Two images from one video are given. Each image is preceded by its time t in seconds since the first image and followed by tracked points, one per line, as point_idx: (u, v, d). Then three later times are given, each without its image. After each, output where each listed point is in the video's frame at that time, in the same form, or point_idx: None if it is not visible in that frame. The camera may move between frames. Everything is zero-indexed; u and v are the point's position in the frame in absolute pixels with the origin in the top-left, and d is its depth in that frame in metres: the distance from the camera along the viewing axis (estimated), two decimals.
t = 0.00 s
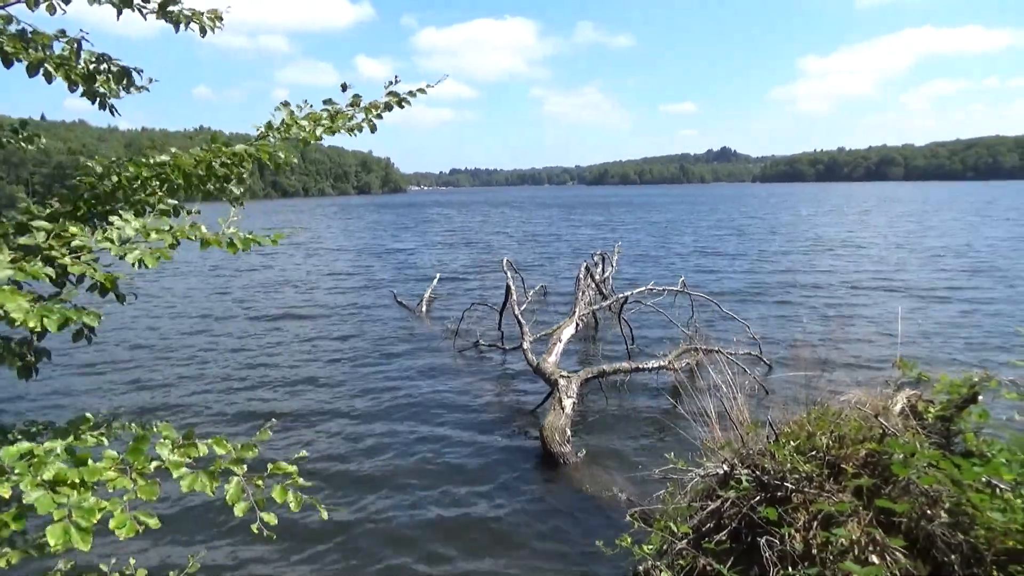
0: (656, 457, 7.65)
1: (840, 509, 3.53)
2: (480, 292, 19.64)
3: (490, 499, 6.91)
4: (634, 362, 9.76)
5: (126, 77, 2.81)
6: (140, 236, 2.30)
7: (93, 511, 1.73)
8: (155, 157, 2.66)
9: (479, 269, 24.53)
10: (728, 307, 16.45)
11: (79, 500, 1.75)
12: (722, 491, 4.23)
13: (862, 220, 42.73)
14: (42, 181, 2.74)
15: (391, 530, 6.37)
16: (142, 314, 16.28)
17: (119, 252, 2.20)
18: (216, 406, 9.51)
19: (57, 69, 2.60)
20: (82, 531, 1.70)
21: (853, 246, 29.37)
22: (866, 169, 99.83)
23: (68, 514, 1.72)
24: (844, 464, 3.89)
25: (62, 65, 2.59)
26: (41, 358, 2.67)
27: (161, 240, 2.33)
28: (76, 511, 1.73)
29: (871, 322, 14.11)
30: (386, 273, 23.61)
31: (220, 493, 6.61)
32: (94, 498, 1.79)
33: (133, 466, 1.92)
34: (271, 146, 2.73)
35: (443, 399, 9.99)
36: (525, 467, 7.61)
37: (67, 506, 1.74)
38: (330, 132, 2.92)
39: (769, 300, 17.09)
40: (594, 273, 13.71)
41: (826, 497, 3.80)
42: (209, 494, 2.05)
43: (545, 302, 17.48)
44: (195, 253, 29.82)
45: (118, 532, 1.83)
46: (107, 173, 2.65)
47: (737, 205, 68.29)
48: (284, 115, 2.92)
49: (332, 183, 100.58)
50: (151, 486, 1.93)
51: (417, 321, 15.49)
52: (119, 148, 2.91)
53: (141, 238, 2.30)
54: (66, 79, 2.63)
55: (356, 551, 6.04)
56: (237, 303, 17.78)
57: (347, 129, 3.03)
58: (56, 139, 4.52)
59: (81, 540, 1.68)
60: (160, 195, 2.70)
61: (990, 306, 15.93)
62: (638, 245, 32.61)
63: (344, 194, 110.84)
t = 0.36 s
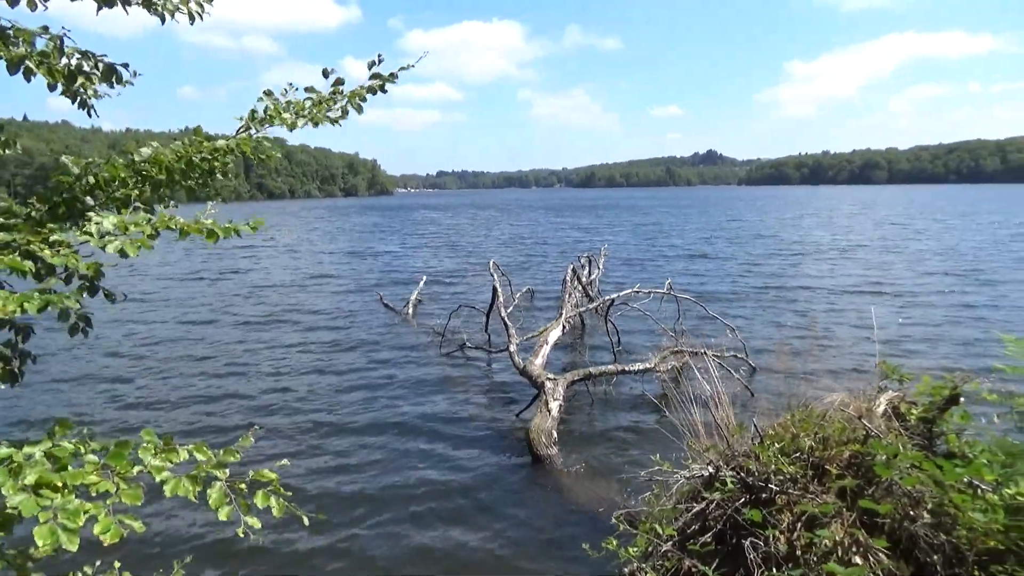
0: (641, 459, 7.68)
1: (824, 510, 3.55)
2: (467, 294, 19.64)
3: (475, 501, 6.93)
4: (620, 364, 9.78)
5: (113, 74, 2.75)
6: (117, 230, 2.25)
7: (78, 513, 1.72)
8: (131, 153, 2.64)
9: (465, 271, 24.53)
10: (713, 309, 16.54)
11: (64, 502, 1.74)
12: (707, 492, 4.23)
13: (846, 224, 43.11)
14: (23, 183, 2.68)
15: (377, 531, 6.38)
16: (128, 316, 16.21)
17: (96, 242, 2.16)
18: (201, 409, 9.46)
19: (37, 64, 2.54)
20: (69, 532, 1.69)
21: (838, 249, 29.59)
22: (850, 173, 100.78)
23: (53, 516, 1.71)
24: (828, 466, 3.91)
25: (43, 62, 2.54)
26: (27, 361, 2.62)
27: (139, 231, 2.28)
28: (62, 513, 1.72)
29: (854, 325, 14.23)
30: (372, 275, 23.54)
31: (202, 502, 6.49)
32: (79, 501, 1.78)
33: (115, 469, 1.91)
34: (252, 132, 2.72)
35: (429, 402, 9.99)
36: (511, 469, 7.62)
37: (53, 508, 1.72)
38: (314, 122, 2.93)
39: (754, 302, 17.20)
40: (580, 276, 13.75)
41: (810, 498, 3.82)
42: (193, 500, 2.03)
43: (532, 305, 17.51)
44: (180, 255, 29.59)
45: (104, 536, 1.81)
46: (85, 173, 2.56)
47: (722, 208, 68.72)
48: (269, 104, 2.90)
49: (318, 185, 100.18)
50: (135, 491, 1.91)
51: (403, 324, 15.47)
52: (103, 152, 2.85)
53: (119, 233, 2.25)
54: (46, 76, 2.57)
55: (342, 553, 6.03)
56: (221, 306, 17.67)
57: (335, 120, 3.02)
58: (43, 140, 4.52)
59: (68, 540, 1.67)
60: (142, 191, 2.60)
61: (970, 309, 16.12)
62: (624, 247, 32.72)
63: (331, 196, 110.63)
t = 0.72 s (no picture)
0: (627, 462, 7.69)
1: (807, 513, 3.58)
2: (452, 298, 19.63)
3: (460, 506, 6.90)
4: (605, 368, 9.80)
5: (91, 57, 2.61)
6: (92, 216, 2.14)
7: (62, 515, 1.70)
8: (101, 136, 2.55)
9: (451, 275, 24.51)
10: (698, 313, 16.64)
11: (47, 505, 1.72)
12: (691, 496, 4.23)
13: (828, 228, 43.49)
14: None
15: (361, 537, 6.35)
16: (108, 320, 16.06)
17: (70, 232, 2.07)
18: (184, 414, 9.39)
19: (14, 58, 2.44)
20: (54, 534, 1.68)
21: (820, 253, 29.83)
22: (832, 177, 101.71)
23: (37, 519, 1.69)
24: (810, 469, 3.94)
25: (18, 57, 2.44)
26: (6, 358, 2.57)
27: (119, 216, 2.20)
28: (46, 515, 1.70)
29: (836, 328, 14.36)
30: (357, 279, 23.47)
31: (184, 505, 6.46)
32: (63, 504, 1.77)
33: (97, 473, 1.89)
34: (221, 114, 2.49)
35: (415, 406, 9.97)
36: (497, 473, 7.62)
37: (36, 511, 1.71)
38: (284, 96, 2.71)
39: (738, 306, 17.31)
40: (566, 280, 13.78)
41: (792, 501, 3.85)
42: (175, 506, 2.02)
43: (517, 309, 17.52)
44: (163, 259, 29.36)
45: (88, 541, 1.79)
46: (61, 156, 2.48)
47: (706, 212, 69.15)
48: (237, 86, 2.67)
49: (303, 188, 99.81)
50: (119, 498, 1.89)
51: (389, 328, 15.44)
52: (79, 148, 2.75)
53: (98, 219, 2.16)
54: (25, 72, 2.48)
55: (326, 558, 6.00)
56: (205, 309, 17.55)
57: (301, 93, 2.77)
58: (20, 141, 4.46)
59: (52, 541, 1.66)
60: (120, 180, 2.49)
61: (950, 312, 16.32)
62: (609, 251, 32.85)
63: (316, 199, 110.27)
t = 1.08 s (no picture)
0: (612, 466, 7.72)
1: (790, 516, 3.60)
2: (439, 303, 19.64)
3: (445, 512, 6.90)
4: (591, 373, 9.82)
5: (73, 65, 2.63)
6: (70, 216, 2.03)
7: (41, 532, 1.68)
8: (74, 127, 2.36)
9: (438, 280, 24.51)
10: (683, 317, 16.73)
11: (24, 522, 1.70)
12: (676, 500, 4.22)
13: (813, 233, 43.87)
14: None
15: (345, 544, 6.34)
16: (89, 327, 15.94)
17: (44, 237, 1.95)
18: (168, 422, 9.33)
19: None
20: (33, 552, 1.65)
21: (804, 258, 30.07)
22: (817, 183, 102.69)
23: (16, 536, 1.67)
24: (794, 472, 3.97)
25: None
26: None
27: (99, 216, 2.07)
28: (24, 533, 1.68)
29: (821, 332, 14.48)
30: (344, 284, 23.43)
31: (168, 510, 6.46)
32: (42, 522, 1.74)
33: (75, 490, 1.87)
34: (188, 106, 2.28)
35: (401, 411, 9.96)
36: (483, 478, 7.62)
37: (14, 530, 1.68)
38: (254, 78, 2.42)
39: (723, 311, 17.43)
40: (552, 285, 13.81)
41: (775, 504, 3.86)
42: (157, 515, 2.01)
43: (504, 314, 17.54)
44: (147, 264, 29.18)
45: (72, 556, 1.79)
46: (34, 135, 2.32)
47: (692, 217, 69.67)
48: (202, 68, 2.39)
49: (289, 193, 99.58)
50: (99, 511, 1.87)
51: (375, 333, 15.41)
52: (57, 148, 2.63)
53: (78, 218, 2.04)
54: None
55: (311, 564, 5.97)
56: (189, 315, 17.44)
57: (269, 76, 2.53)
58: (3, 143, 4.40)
59: (34, 561, 1.64)
60: (97, 178, 2.32)
61: (933, 316, 16.50)
62: (595, 256, 32.96)
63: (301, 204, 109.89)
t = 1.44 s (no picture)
0: (598, 471, 7.74)
1: (774, 520, 3.62)
2: (425, 308, 19.61)
3: (429, 517, 6.89)
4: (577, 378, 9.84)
5: (48, 69, 2.59)
6: (45, 214, 1.98)
7: (23, 532, 1.68)
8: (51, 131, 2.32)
9: (424, 286, 24.47)
10: (669, 323, 16.79)
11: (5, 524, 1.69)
12: (661, 504, 4.23)
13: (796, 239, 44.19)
14: None
15: (329, 549, 6.31)
16: (72, 334, 15.79)
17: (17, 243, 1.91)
18: (151, 430, 9.26)
19: None
20: (13, 552, 1.64)
21: (788, 263, 30.27)
22: (800, 189, 103.45)
23: None
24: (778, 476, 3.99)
25: None
26: None
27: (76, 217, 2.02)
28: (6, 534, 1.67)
29: (805, 337, 14.58)
30: (330, 290, 23.34)
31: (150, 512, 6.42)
32: (23, 524, 1.73)
33: (56, 493, 1.86)
34: (166, 108, 2.24)
35: (386, 417, 9.94)
36: (469, 484, 7.61)
37: None
38: (233, 81, 2.40)
39: (709, 316, 17.51)
40: (538, 290, 13.83)
41: (759, 508, 3.89)
42: (141, 516, 2.00)
43: (490, 320, 17.54)
44: (129, 269, 28.93)
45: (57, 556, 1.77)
46: (14, 137, 2.28)
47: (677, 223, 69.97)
48: (180, 68, 2.36)
49: (274, 198, 99.11)
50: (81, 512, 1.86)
51: (361, 338, 15.37)
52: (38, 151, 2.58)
53: (53, 220, 1.99)
54: None
55: (295, 570, 5.94)
56: (173, 321, 17.30)
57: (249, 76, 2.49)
58: None
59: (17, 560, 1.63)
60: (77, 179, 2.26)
61: (915, 321, 16.67)
62: (581, 262, 33.05)
63: (287, 209, 109.42)
